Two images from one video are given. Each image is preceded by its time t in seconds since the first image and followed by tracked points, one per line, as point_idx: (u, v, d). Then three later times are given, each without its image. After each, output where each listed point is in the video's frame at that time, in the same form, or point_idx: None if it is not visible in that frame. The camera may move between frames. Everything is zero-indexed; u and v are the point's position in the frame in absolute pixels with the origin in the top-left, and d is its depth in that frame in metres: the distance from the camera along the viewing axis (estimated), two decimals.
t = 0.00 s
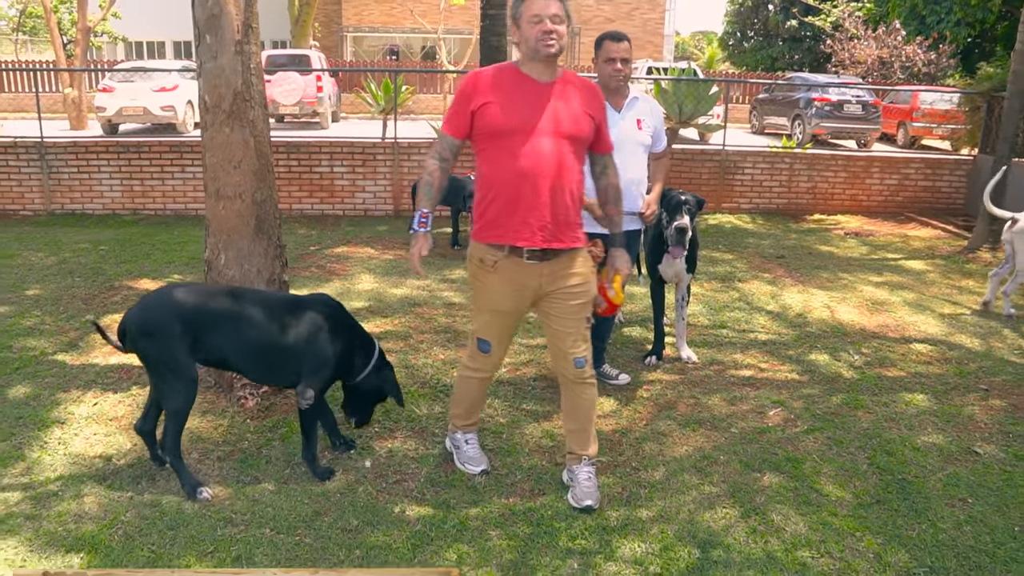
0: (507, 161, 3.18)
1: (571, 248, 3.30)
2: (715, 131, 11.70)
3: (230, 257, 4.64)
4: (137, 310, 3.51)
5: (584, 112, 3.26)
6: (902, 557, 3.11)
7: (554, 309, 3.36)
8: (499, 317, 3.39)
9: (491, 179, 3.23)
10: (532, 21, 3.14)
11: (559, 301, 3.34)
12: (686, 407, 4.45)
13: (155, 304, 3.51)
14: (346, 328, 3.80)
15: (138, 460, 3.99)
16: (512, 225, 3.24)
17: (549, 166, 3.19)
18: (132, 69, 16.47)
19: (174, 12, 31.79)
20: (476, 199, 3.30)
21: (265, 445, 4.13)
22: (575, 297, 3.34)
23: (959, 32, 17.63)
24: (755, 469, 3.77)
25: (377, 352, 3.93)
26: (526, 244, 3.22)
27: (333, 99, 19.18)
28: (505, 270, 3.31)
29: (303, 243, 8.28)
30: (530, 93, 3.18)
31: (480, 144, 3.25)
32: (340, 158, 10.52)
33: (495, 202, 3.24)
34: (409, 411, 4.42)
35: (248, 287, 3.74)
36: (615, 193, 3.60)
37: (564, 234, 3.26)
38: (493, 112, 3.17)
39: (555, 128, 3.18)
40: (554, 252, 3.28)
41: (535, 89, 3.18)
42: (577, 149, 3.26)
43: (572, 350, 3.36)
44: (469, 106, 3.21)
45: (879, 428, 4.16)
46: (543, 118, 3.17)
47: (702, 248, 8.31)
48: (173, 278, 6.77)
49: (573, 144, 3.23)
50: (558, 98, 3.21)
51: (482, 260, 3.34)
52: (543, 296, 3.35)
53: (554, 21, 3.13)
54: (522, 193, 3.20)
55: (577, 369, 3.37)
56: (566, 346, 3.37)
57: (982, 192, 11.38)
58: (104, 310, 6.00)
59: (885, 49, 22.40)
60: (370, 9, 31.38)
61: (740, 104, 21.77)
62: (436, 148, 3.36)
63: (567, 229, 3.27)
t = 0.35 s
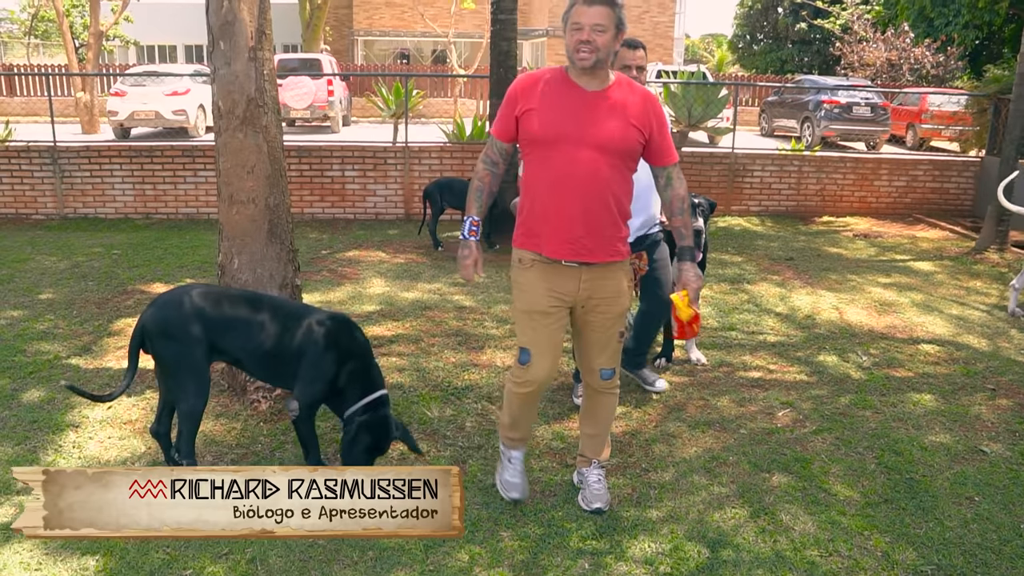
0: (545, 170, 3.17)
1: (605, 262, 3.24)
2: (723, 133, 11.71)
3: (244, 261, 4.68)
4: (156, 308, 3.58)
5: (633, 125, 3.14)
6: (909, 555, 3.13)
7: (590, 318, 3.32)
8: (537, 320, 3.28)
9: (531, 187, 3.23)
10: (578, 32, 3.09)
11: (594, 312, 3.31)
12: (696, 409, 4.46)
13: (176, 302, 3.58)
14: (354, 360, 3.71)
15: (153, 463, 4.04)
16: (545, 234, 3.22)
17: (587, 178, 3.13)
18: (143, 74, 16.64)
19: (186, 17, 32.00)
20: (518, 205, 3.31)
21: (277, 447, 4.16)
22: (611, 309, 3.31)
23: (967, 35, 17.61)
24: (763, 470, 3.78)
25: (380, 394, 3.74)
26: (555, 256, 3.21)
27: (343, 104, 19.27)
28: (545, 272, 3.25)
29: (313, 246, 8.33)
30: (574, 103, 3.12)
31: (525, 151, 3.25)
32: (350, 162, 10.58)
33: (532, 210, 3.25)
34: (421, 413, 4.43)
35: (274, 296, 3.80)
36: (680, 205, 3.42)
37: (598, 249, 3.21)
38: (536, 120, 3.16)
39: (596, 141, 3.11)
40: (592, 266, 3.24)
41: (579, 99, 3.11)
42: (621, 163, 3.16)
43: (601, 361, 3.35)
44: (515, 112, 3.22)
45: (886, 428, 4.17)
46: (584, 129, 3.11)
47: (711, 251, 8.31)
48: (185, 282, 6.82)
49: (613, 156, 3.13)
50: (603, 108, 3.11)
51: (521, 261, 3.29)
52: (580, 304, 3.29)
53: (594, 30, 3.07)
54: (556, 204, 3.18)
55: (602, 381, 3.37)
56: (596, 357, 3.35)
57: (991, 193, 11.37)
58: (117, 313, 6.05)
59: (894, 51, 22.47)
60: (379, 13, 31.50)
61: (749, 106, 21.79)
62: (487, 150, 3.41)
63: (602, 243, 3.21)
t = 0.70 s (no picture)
0: (534, 194, 3.08)
1: (599, 287, 3.18)
2: (694, 144, 11.84)
3: (220, 275, 4.63)
4: (145, 318, 3.59)
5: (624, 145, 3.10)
6: (889, 557, 3.17)
7: (576, 347, 3.26)
8: (524, 353, 3.17)
9: (520, 211, 3.12)
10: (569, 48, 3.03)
11: (582, 339, 3.25)
12: (675, 417, 4.49)
13: (164, 313, 3.58)
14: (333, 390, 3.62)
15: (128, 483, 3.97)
16: (536, 260, 3.13)
17: (583, 200, 3.05)
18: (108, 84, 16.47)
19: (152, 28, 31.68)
20: (506, 231, 3.18)
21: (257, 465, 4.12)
22: (599, 336, 3.25)
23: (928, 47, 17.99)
24: (744, 477, 3.82)
25: (360, 428, 3.62)
26: (549, 284, 3.11)
27: (314, 116, 19.17)
28: (531, 301, 3.14)
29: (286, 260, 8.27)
30: (564, 122, 3.05)
31: (511, 174, 3.14)
32: (322, 175, 10.54)
33: (520, 235, 3.14)
34: (401, 427, 4.40)
35: (264, 316, 3.79)
36: (664, 228, 3.40)
37: (590, 275, 3.14)
38: (524, 141, 3.07)
39: (588, 162, 3.05)
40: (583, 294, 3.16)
41: (569, 118, 3.05)
42: (612, 185, 3.10)
43: (588, 386, 3.32)
44: (500, 132, 3.12)
45: (863, 433, 4.23)
46: (575, 150, 3.05)
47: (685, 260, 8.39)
48: (156, 297, 6.73)
49: (607, 178, 3.08)
50: (594, 128, 3.06)
51: (506, 287, 3.17)
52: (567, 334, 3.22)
53: (587, 43, 3.02)
54: (547, 229, 3.09)
55: (590, 405, 3.33)
56: (583, 382, 3.32)
57: (956, 201, 11.60)
58: (88, 330, 5.94)
59: (860, 61, 22.33)
60: (348, 24, 31.43)
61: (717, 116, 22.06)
62: (468, 171, 3.27)
63: (595, 270, 3.14)
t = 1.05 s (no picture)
0: (481, 229, 2.86)
1: (545, 321, 3.05)
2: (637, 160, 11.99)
3: (171, 298, 4.50)
4: (101, 340, 3.45)
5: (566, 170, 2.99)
6: (849, 567, 3.22)
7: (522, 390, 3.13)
8: (473, 409, 3.01)
9: (458, 248, 2.89)
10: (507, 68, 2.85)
11: (529, 383, 3.13)
12: (632, 433, 4.50)
13: (120, 335, 3.44)
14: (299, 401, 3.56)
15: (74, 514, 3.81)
16: (483, 300, 2.92)
17: (529, 232, 2.89)
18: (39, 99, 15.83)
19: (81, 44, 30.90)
20: (441, 270, 2.95)
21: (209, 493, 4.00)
22: (545, 378, 3.15)
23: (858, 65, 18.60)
24: (703, 491, 3.84)
25: (329, 434, 3.58)
26: (501, 326, 2.94)
27: (251, 132, 18.88)
28: (476, 352, 2.97)
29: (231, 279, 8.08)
30: (509, 150, 2.85)
31: (441, 208, 2.91)
32: (266, 194, 10.36)
33: (464, 274, 2.91)
34: (357, 450, 4.31)
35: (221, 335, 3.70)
36: (593, 257, 3.32)
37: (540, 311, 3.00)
38: (465, 171, 2.83)
39: (536, 192, 2.89)
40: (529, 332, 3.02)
41: (514, 144, 2.86)
42: (555, 214, 2.97)
43: (538, 424, 3.25)
44: (432, 161, 2.85)
45: (815, 444, 4.30)
46: (523, 179, 2.87)
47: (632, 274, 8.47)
48: (97, 320, 6.49)
49: (551, 205, 2.94)
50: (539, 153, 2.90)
51: (445, 333, 2.97)
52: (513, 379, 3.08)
53: (526, 60, 2.86)
54: (496, 267, 2.89)
55: (542, 440, 3.30)
56: (532, 421, 3.24)
57: (890, 215, 11.98)
58: (25, 355, 5.69)
59: (792, 78, 23.10)
60: (285, 40, 31.12)
61: (657, 132, 22.44)
62: (391, 207, 2.94)
63: (543, 304, 3.02)
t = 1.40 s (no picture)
0: (476, 253, 2.70)
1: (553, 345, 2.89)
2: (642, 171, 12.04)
3: (187, 315, 4.56)
4: (124, 359, 3.49)
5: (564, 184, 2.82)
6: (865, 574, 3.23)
7: (532, 415, 2.95)
8: (477, 430, 2.88)
9: (456, 274, 2.74)
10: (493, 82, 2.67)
11: (539, 408, 2.94)
12: (645, 444, 4.52)
13: (144, 352, 3.49)
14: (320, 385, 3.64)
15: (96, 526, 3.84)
16: (484, 327, 2.78)
17: (529, 254, 2.73)
18: (46, 120, 15.95)
19: (86, 65, 31.24)
20: (440, 298, 2.80)
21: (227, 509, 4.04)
22: (558, 405, 2.95)
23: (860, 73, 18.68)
24: (718, 500, 3.86)
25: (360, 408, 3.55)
26: (504, 353, 2.79)
27: (256, 149, 19.01)
28: (478, 372, 2.81)
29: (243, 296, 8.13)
30: (501, 168, 2.68)
31: (435, 231, 2.74)
32: (273, 211, 10.43)
33: (461, 300, 2.76)
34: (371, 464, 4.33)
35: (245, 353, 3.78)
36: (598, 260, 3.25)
37: (544, 334, 2.84)
38: (456, 192, 2.66)
39: (533, 210, 2.73)
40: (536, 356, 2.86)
41: (507, 161, 2.68)
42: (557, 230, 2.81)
43: (556, 467, 2.98)
44: (421, 183, 2.68)
45: (828, 452, 4.31)
46: (518, 199, 2.70)
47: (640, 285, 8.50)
48: (111, 337, 6.53)
49: (552, 223, 2.79)
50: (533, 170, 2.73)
51: (446, 362, 2.85)
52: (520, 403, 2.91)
53: (515, 72, 2.67)
54: (494, 291, 2.74)
55: (561, 487, 2.99)
56: (549, 463, 2.97)
57: (896, 223, 11.99)
58: (43, 373, 5.72)
59: (793, 86, 23.93)
60: (287, 58, 31.38)
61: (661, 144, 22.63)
62: (380, 228, 2.80)
63: (549, 326, 2.86)
